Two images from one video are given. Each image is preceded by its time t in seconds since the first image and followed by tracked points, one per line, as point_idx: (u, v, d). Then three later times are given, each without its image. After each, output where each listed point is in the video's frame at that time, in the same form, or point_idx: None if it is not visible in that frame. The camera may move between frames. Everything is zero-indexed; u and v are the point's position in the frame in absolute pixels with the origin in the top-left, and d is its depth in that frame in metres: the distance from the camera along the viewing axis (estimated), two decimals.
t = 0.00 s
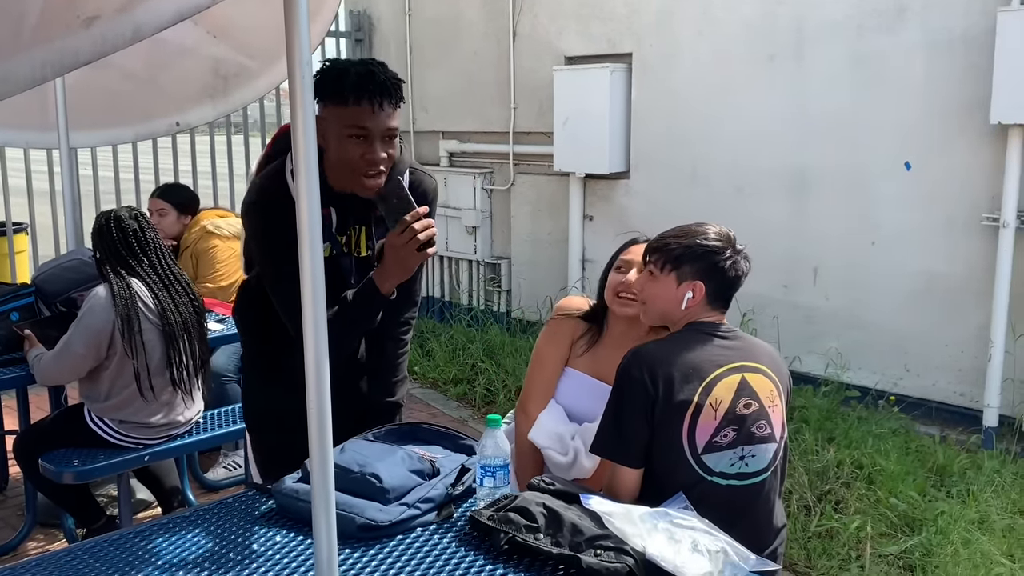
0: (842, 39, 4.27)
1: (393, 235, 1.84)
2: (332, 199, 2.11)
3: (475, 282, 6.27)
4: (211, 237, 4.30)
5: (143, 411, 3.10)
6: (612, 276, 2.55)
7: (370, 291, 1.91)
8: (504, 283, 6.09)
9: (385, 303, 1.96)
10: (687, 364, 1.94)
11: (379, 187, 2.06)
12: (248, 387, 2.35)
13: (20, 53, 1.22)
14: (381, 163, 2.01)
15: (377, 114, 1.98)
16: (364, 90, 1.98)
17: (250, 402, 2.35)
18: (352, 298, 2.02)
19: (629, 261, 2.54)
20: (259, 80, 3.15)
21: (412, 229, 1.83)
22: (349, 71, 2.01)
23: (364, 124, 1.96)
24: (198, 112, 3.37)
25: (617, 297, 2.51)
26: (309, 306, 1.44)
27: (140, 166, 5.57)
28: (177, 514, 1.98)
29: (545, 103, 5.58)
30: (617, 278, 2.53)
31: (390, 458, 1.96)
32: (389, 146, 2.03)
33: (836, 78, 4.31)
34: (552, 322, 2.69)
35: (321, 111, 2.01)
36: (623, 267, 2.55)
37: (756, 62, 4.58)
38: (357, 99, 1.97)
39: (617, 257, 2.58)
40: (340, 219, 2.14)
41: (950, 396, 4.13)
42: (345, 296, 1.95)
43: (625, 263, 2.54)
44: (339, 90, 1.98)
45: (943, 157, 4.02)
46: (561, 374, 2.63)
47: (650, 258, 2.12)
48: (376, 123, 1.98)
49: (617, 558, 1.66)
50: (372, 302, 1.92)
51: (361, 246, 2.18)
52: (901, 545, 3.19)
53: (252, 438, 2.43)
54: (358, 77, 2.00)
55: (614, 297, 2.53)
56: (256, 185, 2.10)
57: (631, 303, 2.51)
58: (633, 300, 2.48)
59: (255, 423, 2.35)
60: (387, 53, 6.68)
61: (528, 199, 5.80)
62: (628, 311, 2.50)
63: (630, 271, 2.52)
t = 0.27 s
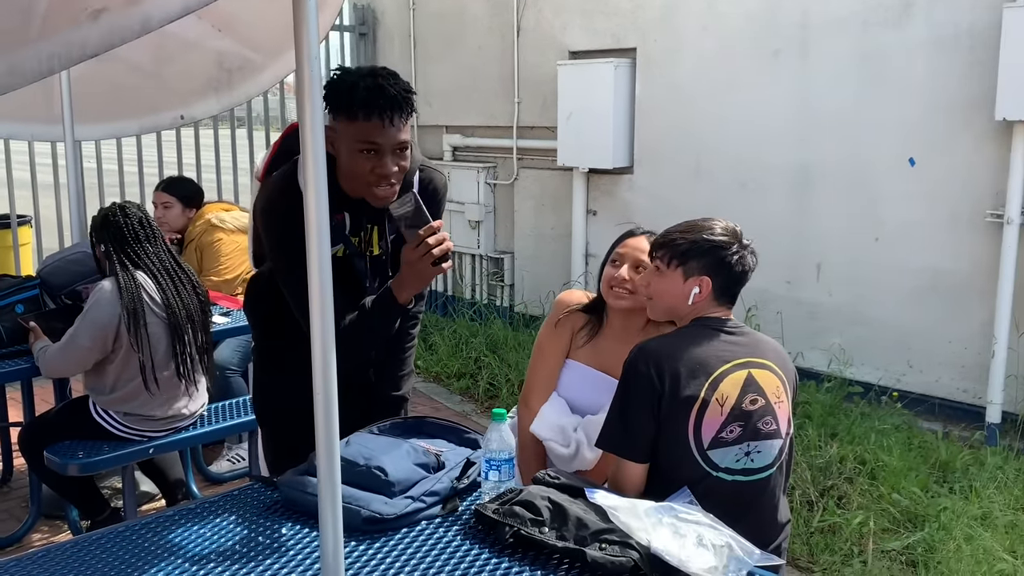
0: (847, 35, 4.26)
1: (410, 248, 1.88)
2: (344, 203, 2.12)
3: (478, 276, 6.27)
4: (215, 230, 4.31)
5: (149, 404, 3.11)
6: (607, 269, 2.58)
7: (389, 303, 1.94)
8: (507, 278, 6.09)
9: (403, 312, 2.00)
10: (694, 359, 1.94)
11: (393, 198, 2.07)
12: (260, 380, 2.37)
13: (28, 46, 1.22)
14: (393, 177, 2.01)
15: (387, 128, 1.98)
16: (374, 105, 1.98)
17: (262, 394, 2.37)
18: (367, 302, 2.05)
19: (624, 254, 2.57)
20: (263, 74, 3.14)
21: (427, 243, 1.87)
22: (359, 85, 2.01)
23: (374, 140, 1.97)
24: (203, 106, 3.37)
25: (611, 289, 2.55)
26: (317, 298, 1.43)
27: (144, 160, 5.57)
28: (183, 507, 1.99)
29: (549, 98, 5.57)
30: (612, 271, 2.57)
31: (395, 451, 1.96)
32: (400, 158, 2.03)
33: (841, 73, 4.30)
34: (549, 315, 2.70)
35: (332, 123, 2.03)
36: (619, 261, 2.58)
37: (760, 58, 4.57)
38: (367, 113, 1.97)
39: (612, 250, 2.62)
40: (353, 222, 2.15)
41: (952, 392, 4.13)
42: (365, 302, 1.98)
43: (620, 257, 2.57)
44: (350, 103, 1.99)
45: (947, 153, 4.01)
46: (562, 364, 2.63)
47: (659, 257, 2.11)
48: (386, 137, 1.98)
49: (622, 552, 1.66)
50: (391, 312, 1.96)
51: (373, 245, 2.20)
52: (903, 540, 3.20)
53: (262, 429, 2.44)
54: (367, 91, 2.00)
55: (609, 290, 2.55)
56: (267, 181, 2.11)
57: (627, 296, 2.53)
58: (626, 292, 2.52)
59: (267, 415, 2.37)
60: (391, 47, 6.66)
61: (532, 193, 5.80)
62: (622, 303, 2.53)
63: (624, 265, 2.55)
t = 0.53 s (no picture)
0: (851, 34, 4.25)
1: (423, 259, 1.88)
2: (355, 211, 2.15)
3: (482, 275, 6.27)
4: (220, 228, 4.32)
5: (154, 401, 3.12)
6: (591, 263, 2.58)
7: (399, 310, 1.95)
8: (511, 276, 6.09)
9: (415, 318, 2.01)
10: (700, 360, 1.94)
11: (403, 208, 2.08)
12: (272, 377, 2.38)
13: (34, 43, 1.22)
14: (403, 189, 2.01)
15: (398, 141, 1.97)
16: (385, 118, 1.96)
17: (274, 391, 2.39)
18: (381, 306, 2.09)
19: (608, 247, 2.57)
20: (267, 72, 3.14)
21: (441, 254, 1.87)
22: (370, 96, 1.98)
23: (384, 152, 1.97)
24: (207, 104, 3.38)
25: (595, 282, 2.55)
26: (322, 296, 1.43)
27: (148, 158, 5.58)
28: (188, 504, 1.99)
29: (553, 95, 5.57)
30: (595, 263, 2.57)
31: (400, 449, 1.96)
32: (411, 171, 2.02)
33: (845, 72, 4.29)
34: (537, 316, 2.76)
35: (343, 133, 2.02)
36: (603, 253, 2.58)
37: (764, 56, 4.56)
38: (377, 126, 1.95)
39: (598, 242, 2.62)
40: (363, 228, 2.18)
41: (956, 391, 4.12)
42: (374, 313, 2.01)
43: (604, 250, 2.57)
44: (360, 115, 1.97)
45: (951, 152, 4.00)
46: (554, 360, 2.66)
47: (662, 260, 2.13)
48: (397, 150, 1.97)
49: (627, 550, 1.66)
50: (403, 319, 1.96)
51: (384, 248, 2.24)
52: (907, 539, 3.19)
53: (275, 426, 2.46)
54: (378, 102, 1.97)
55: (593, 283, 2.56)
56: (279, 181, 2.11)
57: (612, 289, 2.54)
58: (610, 284, 2.52)
59: (279, 412, 2.39)
60: (396, 45, 6.66)
61: (536, 192, 5.80)
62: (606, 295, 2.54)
63: (607, 258, 2.55)
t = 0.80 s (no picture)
0: (853, 34, 4.25)
1: (423, 255, 1.88)
2: (357, 207, 2.14)
3: (483, 276, 6.26)
4: (221, 229, 4.32)
5: (155, 402, 3.12)
6: (582, 260, 2.63)
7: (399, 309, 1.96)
8: (512, 277, 6.09)
9: (414, 316, 2.01)
10: (702, 363, 1.94)
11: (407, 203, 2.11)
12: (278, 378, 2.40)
13: (36, 45, 1.21)
14: (409, 188, 2.04)
15: (408, 144, 1.98)
16: (395, 120, 1.95)
17: (280, 391, 2.40)
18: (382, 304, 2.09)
19: (599, 245, 2.62)
20: (268, 74, 3.14)
21: (441, 250, 1.86)
22: (379, 98, 1.97)
23: (394, 155, 1.97)
24: (209, 105, 3.37)
25: (585, 279, 2.59)
26: (325, 298, 1.43)
27: (149, 159, 5.58)
28: (190, 506, 1.99)
29: (554, 96, 5.57)
30: (586, 261, 2.62)
31: (402, 450, 1.95)
32: (417, 169, 2.04)
33: (847, 73, 4.29)
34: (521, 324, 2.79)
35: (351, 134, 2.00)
36: (594, 252, 2.62)
37: (766, 57, 4.56)
38: (388, 128, 1.95)
39: (586, 242, 2.66)
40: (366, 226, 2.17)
41: (958, 392, 4.12)
42: (377, 308, 2.00)
43: (596, 248, 2.62)
44: (371, 118, 1.95)
45: (953, 153, 4.00)
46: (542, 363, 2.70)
47: (662, 262, 2.13)
48: (407, 153, 1.98)
49: (629, 552, 1.66)
50: (403, 318, 1.97)
51: (388, 247, 2.23)
52: (910, 540, 3.19)
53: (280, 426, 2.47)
54: (388, 104, 1.96)
55: (584, 280, 2.61)
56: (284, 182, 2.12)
57: (602, 286, 2.58)
58: (600, 281, 2.57)
59: (284, 412, 2.40)
60: (397, 46, 6.67)
61: (537, 193, 5.80)
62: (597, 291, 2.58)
63: (598, 256, 2.60)
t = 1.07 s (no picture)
0: (851, 36, 4.25)
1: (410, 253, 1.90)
2: (352, 204, 2.13)
3: (481, 278, 6.27)
4: (219, 232, 4.32)
5: (153, 406, 3.11)
6: (580, 266, 2.62)
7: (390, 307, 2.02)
8: (510, 280, 6.09)
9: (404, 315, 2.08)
10: (699, 366, 1.94)
11: (397, 201, 2.08)
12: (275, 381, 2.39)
13: (33, 49, 1.21)
14: (399, 183, 2.02)
15: (396, 137, 1.97)
16: (385, 114, 1.96)
17: (277, 395, 2.40)
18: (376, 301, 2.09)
19: (596, 251, 2.60)
20: (266, 77, 3.14)
21: (426, 249, 1.88)
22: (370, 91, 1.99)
23: (382, 148, 1.96)
24: (206, 108, 3.37)
25: (584, 287, 2.59)
26: (322, 301, 1.43)
27: (147, 162, 5.58)
28: (187, 510, 1.99)
29: (552, 99, 5.57)
30: (584, 268, 2.61)
31: (400, 454, 1.95)
32: (408, 165, 2.03)
33: (844, 75, 4.29)
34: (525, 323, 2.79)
35: (342, 127, 2.01)
36: (592, 258, 2.61)
37: (763, 59, 4.56)
38: (377, 120, 1.95)
39: (585, 247, 2.65)
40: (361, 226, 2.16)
41: (956, 394, 4.12)
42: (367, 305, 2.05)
43: (594, 254, 2.60)
44: (361, 110, 1.97)
45: (951, 154, 4.00)
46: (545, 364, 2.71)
47: (662, 263, 2.13)
48: (395, 146, 1.97)
49: (628, 555, 1.65)
50: (394, 316, 2.04)
51: (383, 247, 2.19)
52: (908, 542, 3.19)
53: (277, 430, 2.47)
54: (378, 96, 1.98)
55: (581, 288, 2.61)
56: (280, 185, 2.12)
57: (599, 295, 2.58)
58: (598, 289, 2.57)
59: (280, 416, 2.40)
60: (394, 49, 6.67)
61: (534, 195, 5.80)
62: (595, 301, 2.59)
63: (596, 263, 2.59)
